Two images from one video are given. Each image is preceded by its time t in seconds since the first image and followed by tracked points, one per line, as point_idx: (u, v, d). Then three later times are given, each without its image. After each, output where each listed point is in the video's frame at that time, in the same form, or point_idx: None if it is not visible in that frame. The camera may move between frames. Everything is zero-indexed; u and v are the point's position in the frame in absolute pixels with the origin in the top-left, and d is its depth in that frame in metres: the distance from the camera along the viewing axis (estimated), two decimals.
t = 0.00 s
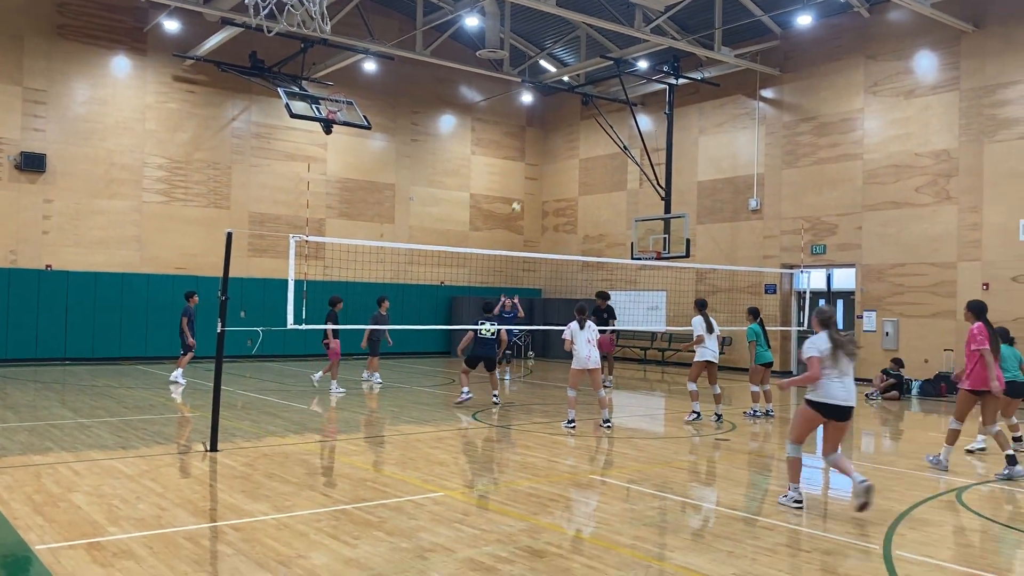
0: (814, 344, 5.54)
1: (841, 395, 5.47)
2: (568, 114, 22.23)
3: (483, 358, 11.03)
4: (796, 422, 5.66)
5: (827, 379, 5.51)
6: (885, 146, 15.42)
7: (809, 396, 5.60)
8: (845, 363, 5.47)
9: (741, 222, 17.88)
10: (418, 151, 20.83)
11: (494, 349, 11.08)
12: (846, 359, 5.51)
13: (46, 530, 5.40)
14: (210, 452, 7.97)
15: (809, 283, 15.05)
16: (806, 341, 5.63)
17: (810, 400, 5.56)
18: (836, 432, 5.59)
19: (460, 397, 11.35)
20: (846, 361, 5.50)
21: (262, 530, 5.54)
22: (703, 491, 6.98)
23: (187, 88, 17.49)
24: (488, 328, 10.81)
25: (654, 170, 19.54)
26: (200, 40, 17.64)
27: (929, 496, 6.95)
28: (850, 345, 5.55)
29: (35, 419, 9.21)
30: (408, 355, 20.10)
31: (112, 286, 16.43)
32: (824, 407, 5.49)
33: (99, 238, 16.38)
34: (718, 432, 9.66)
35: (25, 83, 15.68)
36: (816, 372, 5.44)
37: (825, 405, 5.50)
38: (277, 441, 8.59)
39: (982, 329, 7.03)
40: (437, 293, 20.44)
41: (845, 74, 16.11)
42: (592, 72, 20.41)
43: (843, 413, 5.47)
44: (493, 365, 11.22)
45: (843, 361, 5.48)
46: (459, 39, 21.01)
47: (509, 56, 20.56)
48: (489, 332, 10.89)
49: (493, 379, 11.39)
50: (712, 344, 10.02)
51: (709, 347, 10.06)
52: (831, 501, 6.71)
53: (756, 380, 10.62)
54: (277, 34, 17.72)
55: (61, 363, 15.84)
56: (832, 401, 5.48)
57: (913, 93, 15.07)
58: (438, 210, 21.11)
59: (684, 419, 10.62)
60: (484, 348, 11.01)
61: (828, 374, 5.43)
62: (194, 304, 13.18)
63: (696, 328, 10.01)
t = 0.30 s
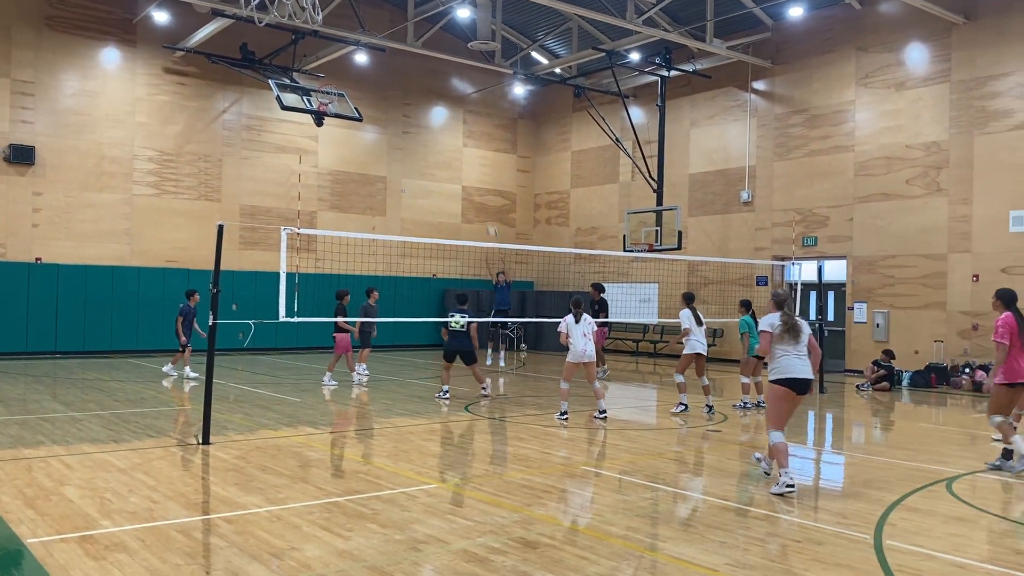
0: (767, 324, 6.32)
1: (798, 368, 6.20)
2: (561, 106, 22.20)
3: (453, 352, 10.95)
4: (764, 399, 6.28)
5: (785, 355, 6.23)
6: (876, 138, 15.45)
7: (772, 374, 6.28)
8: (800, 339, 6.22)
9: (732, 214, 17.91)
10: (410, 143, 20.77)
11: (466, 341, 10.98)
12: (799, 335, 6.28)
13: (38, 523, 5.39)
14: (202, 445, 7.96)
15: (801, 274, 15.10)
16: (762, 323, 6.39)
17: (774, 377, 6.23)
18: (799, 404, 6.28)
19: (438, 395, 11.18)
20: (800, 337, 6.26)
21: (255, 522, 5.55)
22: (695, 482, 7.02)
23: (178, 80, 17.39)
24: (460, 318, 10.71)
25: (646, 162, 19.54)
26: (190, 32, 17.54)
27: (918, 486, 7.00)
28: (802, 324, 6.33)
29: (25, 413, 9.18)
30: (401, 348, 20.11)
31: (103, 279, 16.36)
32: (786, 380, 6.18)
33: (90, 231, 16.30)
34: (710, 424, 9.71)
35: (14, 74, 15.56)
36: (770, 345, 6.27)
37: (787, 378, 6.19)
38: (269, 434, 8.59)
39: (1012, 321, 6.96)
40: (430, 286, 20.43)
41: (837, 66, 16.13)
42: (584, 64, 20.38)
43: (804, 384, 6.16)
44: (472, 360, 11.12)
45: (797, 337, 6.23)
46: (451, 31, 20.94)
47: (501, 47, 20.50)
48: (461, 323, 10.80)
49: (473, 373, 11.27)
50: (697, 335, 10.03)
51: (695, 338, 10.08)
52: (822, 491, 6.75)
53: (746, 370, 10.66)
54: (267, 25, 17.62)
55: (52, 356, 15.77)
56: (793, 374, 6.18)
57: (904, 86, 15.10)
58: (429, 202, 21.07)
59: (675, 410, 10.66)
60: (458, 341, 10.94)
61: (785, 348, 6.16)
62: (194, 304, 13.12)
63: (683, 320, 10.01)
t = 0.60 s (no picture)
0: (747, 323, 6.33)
1: (779, 364, 6.25)
2: (555, 100, 22.16)
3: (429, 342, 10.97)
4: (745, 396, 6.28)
5: (765, 352, 6.27)
6: (870, 132, 15.47)
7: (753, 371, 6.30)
8: (778, 335, 6.31)
9: (727, 208, 17.92)
10: (405, 137, 20.74)
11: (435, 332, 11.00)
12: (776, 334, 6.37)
13: (32, 519, 5.38)
14: (197, 440, 7.95)
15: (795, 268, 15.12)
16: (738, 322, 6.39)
17: (756, 374, 6.25)
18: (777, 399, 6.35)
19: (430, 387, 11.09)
20: (778, 335, 6.33)
21: (250, 517, 5.54)
22: (690, 476, 7.04)
23: (171, 74, 17.32)
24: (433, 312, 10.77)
25: (640, 157, 19.52)
26: (183, 26, 17.46)
27: (912, 479, 7.02)
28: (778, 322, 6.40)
29: (19, 408, 9.16)
30: (396, 342, 20.12)
31: (97, 274, 16.31)
32: (769, 376, 6.22)
33: (83, 226, 16.24)
34: (705, 417, 9.73)
35: (7, 69, 15.49)
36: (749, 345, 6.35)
37: (769, 374, 6.23)
38: (264, 429, 8.58)
39: None
40: (425, 281, 20.42)
41: (831, 60, 16.13)
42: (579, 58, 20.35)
43: (785, 380, 6.23)
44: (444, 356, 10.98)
45: (776, 335, 6.30)
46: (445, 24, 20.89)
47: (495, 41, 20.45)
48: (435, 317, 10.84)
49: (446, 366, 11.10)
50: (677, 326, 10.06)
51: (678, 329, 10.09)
52: (816, 485, 6.77)
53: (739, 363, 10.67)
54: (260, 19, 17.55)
55: (46, 352, 15.73)
56: (774, 371, 6.23)
57: (898, 80, 15.11)
58: (424, 196, 21.04)
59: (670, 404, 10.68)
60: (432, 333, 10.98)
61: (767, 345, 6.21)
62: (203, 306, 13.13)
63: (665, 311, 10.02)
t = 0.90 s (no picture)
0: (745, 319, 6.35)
1: (779, 360, 6.28)
2: (553, 96, 22.13)
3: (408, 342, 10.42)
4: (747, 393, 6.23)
5: (765, 347, 6.29)
6: (868, 127, 15.47)
7: (754, 368, 6.29)
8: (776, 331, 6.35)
9: (725, 204, 17.91)
10: (403, 133, 20.72)
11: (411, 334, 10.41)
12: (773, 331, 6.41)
13: (30, 515, 5.38)
14: (195, 436, 7.95)
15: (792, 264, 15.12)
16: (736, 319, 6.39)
17: (758, 371, 6.23)
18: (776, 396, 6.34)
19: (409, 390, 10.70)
20: (775, 331, 6.38)
21: (248, 514, 5.55)
22: (688, 472, 7.05)
23: (168, 70, 17.28)
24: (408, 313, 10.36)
25: (638, 152, 19.50)
26: (180, 22, 17.42)
27: (910, 474, 7.03)
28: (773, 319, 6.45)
29: (17, 404, 9.16)
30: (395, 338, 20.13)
31: (94, 270, 16.29)
32: (771, 372, 6.22)
33: (81, 222, 16.22)
34: (704, 413, 9.75)
35: (4, 65, 15.45)
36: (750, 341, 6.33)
37: (771, 370, 6.23)
38: (262, 425, 8.58)
39: None
40: (424, 277, 20.42)
41: (830, 55, 16.11)
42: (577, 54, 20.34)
43: (786, 376, 6.25)
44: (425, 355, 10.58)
45: (774, 331, 6.34)
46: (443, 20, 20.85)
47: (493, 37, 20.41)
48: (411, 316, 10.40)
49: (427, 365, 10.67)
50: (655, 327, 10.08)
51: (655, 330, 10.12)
52: (813, 480, 6.79)
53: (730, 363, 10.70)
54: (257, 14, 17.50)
55: (43, 348, 15.71)
56: (775, 367, 6.24)
57: (896, 75, 15.10)
58: (422, 192, 21.02)
59: (668, 400, 10.70)
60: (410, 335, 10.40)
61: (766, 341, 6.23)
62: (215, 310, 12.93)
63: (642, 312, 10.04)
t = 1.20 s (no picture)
0: (752, 321, 6.31)
1: (789, 361, 6.23)
2: (554, 92, 22.11)
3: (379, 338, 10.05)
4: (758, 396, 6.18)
5: (774, 350, 6.25)
6: (869, 124, 15.45)
7: (766, 370, 6.23)
8: (784, 333, 6.31)
9: (726, 201, 17.90)
10: (403, 129, 20.70)
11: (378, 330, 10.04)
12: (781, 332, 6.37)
13: (31, 512, 5.39)
14: (196, 433, 7.95)
15: (793, 261, 15.11)
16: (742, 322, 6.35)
17: (769, 373, 6.18)
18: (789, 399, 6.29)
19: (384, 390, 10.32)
20: (783, 333, 6.34)
21: (249, 510, 5.55)
22: (689, 468, 7.05)
23: (168, 66, 17.26)
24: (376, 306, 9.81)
25: (639, 149, 19.48)
26: (181, 18, 17.39)
27: (911, 471, 7.04)
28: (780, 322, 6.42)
29: (18, 401, 9.16)
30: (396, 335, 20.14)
31: (94, 266, 16.28)
32: (782, 374, 6.17)
33: (81, 218, 16.21)
34: (704, 410, 9.76)
35: (4, 61, 15.43)
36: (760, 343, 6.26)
37: (782, 372, 6.18)
38: (263, 422, 8.58)
39: None
40: (425, 273, 20.42)
41: (831, 51, 16.08)
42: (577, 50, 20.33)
43: (798, 378, 6.20)
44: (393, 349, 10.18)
45: (782, 333, 6.30)
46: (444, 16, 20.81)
47: (494, 33, 20.37)
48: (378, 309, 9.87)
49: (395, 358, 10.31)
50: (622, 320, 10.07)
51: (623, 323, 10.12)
52: (814, 477, 6.79)
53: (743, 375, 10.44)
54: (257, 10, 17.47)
55: (44, 344, 15.71)
56: (786, 369, 6.19)
57: (898, 72, 15.08)
58: (422, 188, 21.01)
59: (668, 397, 10.70)
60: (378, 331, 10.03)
61: (776, 343, 6.19)
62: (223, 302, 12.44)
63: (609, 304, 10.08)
